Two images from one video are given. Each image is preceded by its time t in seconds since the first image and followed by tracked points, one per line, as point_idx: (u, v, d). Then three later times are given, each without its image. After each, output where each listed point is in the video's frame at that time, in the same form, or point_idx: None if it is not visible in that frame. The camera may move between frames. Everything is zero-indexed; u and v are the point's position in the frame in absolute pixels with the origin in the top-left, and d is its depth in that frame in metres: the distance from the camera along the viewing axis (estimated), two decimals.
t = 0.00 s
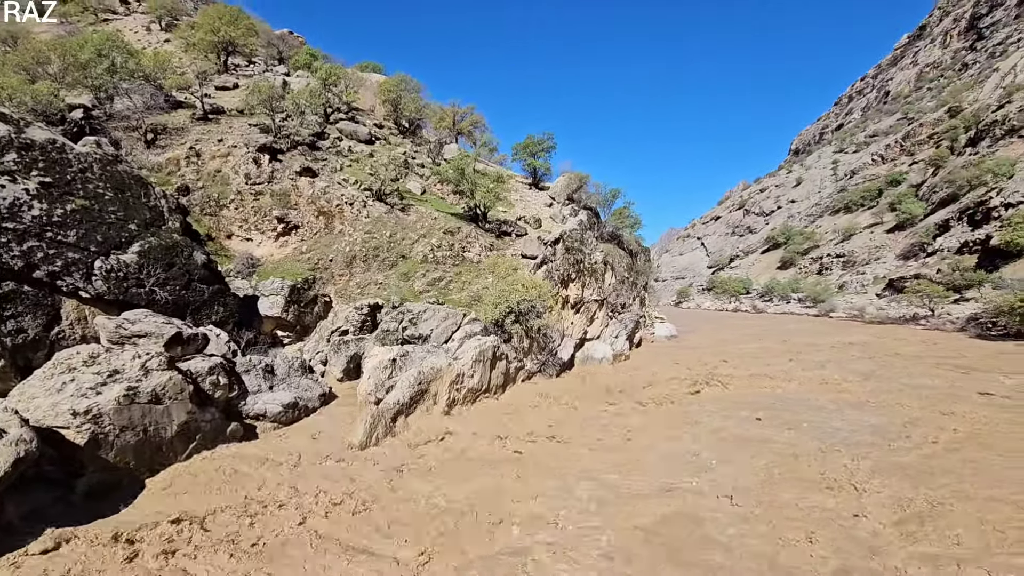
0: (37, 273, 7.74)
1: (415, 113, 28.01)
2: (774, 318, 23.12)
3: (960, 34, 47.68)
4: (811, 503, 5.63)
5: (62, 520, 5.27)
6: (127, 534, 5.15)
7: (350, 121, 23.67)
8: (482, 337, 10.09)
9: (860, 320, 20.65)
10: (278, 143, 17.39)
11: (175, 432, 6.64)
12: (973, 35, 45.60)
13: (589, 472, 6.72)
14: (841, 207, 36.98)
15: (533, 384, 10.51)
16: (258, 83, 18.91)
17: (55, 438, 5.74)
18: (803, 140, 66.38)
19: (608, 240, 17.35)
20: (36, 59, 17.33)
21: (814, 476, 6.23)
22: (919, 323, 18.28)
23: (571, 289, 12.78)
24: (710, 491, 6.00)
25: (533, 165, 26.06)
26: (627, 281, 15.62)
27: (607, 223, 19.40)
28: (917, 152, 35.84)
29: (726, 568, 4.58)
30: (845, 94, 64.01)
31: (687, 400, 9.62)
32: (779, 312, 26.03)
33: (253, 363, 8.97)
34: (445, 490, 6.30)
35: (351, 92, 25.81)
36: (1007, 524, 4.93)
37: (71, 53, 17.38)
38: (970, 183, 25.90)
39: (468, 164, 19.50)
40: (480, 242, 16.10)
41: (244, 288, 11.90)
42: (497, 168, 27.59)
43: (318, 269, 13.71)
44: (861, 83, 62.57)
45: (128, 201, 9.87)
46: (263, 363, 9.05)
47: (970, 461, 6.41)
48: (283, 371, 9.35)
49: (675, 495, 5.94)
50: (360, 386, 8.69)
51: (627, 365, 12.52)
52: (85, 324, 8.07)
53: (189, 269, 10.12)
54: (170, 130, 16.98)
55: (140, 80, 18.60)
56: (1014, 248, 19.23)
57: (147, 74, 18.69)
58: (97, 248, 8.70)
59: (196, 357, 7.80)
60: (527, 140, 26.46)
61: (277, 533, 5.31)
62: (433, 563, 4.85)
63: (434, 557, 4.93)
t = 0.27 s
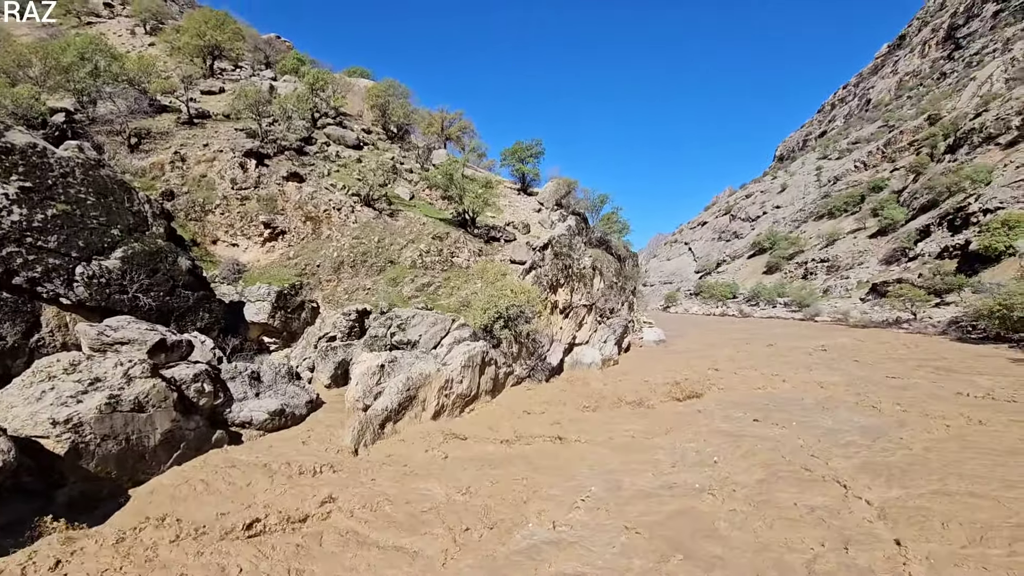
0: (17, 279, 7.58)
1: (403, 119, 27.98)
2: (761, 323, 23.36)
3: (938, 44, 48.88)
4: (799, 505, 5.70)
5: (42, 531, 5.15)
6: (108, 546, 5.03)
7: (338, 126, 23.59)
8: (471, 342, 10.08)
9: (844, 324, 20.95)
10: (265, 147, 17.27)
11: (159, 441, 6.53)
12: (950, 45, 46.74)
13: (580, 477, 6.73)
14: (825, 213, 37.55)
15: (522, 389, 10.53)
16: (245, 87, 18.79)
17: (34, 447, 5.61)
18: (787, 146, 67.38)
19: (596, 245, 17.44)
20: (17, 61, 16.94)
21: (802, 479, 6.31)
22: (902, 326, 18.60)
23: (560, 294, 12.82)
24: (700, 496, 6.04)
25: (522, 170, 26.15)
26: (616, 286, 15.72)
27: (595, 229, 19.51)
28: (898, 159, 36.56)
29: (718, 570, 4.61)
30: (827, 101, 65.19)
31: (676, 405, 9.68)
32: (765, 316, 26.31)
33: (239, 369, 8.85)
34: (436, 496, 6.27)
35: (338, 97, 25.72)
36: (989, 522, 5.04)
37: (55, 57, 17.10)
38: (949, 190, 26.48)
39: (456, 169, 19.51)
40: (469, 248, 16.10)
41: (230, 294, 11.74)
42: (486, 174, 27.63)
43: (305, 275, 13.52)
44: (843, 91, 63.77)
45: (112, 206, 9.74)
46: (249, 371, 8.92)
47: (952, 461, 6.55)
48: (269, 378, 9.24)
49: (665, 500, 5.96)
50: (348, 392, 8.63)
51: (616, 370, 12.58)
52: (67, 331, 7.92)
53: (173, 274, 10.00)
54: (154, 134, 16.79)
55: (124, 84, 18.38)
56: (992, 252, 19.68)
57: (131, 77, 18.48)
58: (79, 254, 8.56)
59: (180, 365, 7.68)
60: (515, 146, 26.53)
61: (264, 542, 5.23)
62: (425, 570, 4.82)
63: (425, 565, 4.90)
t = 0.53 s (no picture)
0: None
1: (393, 123, 27.94)
2: (749, 327, 23.54)
3: (920, 52, 49.86)
4: (787, 508, 5.74)
5: (21, 541, 5.02)
6: (89, 557, 4.91)
7: (327, 130, 23.51)
8: (461, 347, 10.06)
9: (830, 327, 21.20)
10: (253, 152, 17.16)
11: (144, 448, 6.43)
12: (932, 53, 47.70)
13: (569, 481, 6.72)
14: (811, 217, 38.03)
15: (512, 394, 10.55)
16: (233, 91, 18.68)
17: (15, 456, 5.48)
18: (773, 152, 68.22)
19: (586, 249, 17.51)
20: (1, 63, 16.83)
21: (789, 482, 6.36)
22: (887, 329, 18.85)
23: (550, 299, 12.84)
24: (689, 499, 6.06)
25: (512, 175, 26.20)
26: (606, 290, 15.79)
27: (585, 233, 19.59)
28: (883, 165, 37.17)
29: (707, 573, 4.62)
30: (813, 108, 66.17)
31: (665, 408, 9.73)
32: (754, 320, 26.53)
33: (226, 376, 8.75)
34: (425, 502, 6.23)
35: (328, 101, 25.66)
36: (972, 522, 5.12)
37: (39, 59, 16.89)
38: (932, 195, 26.97)
39: (446, 174, 19.51)
40: (459, 253, 16.08)
41: (217, 299, 11.60)
42: (476, 179, 27.65)
43: (294, 280, 13.43)
44: (828, 98, 64.77)
45: (96, 210, 9.62)
46: (236, 377, 8.84)
47: (935, 462, 6.65)
48: (257, 384, 9.15)
49: (654, 504, 5.97)
50: (337, 398, 8.58)
51: (606, 374, 12.61)
52: (49, 337, 7.73)
53: (159, 279, 9.88)
54: (141, 138, 16.62)
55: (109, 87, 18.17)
56: (973, 257, 20.06)
57: (117, 80, 18.30)
58: (62, 259, 8.43)
59: (165, 371, 7.57)
60: (505, 151, 26.58)
61: (250, 550, 5.15)
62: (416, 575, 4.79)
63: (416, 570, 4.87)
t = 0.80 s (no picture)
0: None
1: (381, 127, 27.85)
2: (736, 330, 23.75)
3: (900, 61, 50.91)
4: (776, 508, 5.76)
5: None
6: (67, 566, 4.77)
7: (315, 134, 23.38)
8: (450, 351, 10.03)
9: (816, 330, 21.43)
10: (239, 155, 17.00)
11: (126, 456, 6.31)
12: (912, 62, 48.71)
13: (558, 485, 6.69)
14: (796, 222, 38.52)
15: (501, 398, 10.54)
16: (219, 94, 18.51)
17: None
18: (759, 158, 69.08)
19: (575, 253, 17.57)
20: None
21: (778, 482, 6.39)
22: (871, 332, 19.12)
23: (539, 303, 12.86)
24: (679, 501, 6.05)
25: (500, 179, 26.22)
26: (594, 294, 15.86)
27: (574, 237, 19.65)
28: (866, 171, 37.80)
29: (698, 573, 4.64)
30: (797, 115, 67.19)
31: (654, 411, 9.78)
32: (741, 323, 26.77)
33: (211, 382, 8.64)
34: (414, 507, 6.16)
35: (315, 104, 25.51)
36: (957, 519, 5.18)
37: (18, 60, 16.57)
38: (914, 200, 27.47)
39: (435, 178, 19.49)
40: (448, 257, 16.04)
41: (202, 304, 11.47)
42: (465, 183, 27.65)
43: (281, 284, 13.37)
44: (812, 105, 65.82)
45: (78, 213, 9.47)
46: (221, 383, 8.72)
47: (920, 461, 6.73)
48: (242, 390, 9.04)
49: (644, 506, 5.96)
50: (324, 404, 8.51)
51: (595, 378, 12.65)
52: (29, 342, 7.51)
53: (142, 284, 9.73)
54: (124, 141, 16.39)
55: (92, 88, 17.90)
56: (954, 260, 20.44)
57: (100, 82, 18.04)
58: (43, 263, 8.28)
59: (148, 377, 7.45)
60: (494, 155, 26.61)
61: (238, 557, 5.07)
62: None
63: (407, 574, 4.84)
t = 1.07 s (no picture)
0: None
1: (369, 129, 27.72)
2: (723, 332, 23.96)
3: (882, 67, 51.89)
4: (763, 509, 5.80)
5: None
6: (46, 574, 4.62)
7: (302, 135, 23.21)
8: (438, 354, 10.00)
9: (801, 332, 21.69)
10: (225, 156, 16.83)
11: (108, 462, 6.19)
12: (893, 68, 49.67)
13: (548, 487, 6.69)
14: (781, 225, 39.00)
15: (490, 402, 10.55)
16: (204, 95, 18.32)
17: None
18: (745, 162, 69.88)
19: (563, 256, 17.62)
20: None
21: (765, 483, 6.45)
22: (855, 334, 19.41)
23: (528, 305, 12.87)
24: (668, 502, 6.07)
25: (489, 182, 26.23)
26: (583, 297, 15.92)
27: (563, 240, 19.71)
28: (849, 175, 38.40)
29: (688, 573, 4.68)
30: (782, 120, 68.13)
31: (643, 413, 9.83)
32: (728, 326, 27.01)
33: (195, 386, 8.52)
34: (403, 511, 6.12)
35: (302, 106, 25.34)
36: (939, 516, 5.27)
37: None
38: (896, 204, 27.94)
39: (423, 181, 19.44)
40: (436, 259, 16.00)
41: (186, 307, 11.31)
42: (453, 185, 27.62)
43: (267, 287, 13.23)
44: (796, 110, 66.79)
45: (59, 215, 9.31)
46: (206, 387, 8.60)
47: (903, 460, 6.84)
48: (228, 395, 8.92)
49: (632, 506, 5.98)
50: (311, 408, 8.43)
51: (583, 380, 12.70)
52: (7, 346, 7.32)
53: (125, 287, 9.58)
54: (107, 142, 16.14)
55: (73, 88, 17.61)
56: (935, 263, 20.84)
57: (81, 82, 17.76)
58: (23, 266, 8.11)
59: (131, 382, 7.32)
60: (483, 158, 26.61)
61: (225, 563, 5.00)
62: None
63: None
